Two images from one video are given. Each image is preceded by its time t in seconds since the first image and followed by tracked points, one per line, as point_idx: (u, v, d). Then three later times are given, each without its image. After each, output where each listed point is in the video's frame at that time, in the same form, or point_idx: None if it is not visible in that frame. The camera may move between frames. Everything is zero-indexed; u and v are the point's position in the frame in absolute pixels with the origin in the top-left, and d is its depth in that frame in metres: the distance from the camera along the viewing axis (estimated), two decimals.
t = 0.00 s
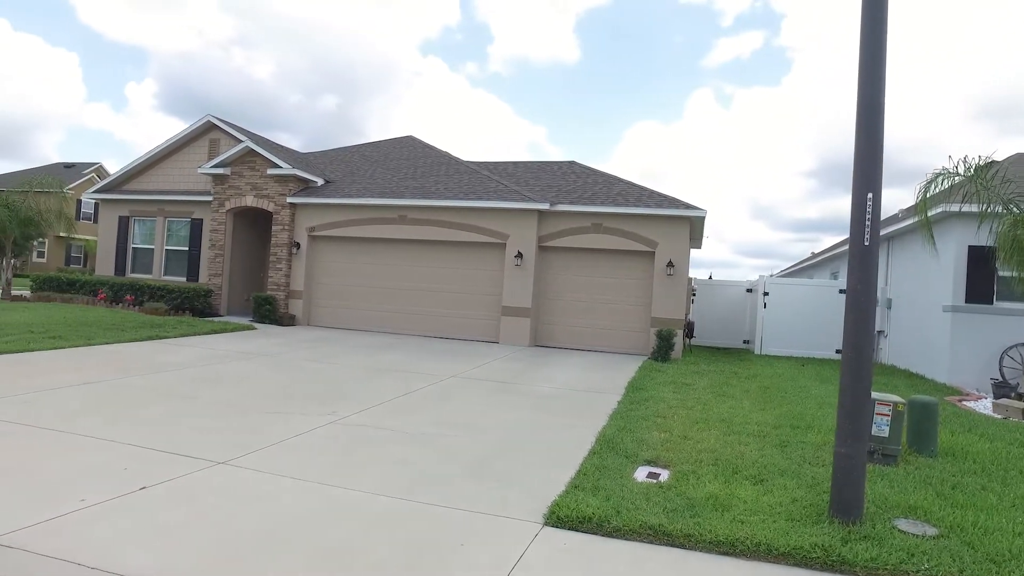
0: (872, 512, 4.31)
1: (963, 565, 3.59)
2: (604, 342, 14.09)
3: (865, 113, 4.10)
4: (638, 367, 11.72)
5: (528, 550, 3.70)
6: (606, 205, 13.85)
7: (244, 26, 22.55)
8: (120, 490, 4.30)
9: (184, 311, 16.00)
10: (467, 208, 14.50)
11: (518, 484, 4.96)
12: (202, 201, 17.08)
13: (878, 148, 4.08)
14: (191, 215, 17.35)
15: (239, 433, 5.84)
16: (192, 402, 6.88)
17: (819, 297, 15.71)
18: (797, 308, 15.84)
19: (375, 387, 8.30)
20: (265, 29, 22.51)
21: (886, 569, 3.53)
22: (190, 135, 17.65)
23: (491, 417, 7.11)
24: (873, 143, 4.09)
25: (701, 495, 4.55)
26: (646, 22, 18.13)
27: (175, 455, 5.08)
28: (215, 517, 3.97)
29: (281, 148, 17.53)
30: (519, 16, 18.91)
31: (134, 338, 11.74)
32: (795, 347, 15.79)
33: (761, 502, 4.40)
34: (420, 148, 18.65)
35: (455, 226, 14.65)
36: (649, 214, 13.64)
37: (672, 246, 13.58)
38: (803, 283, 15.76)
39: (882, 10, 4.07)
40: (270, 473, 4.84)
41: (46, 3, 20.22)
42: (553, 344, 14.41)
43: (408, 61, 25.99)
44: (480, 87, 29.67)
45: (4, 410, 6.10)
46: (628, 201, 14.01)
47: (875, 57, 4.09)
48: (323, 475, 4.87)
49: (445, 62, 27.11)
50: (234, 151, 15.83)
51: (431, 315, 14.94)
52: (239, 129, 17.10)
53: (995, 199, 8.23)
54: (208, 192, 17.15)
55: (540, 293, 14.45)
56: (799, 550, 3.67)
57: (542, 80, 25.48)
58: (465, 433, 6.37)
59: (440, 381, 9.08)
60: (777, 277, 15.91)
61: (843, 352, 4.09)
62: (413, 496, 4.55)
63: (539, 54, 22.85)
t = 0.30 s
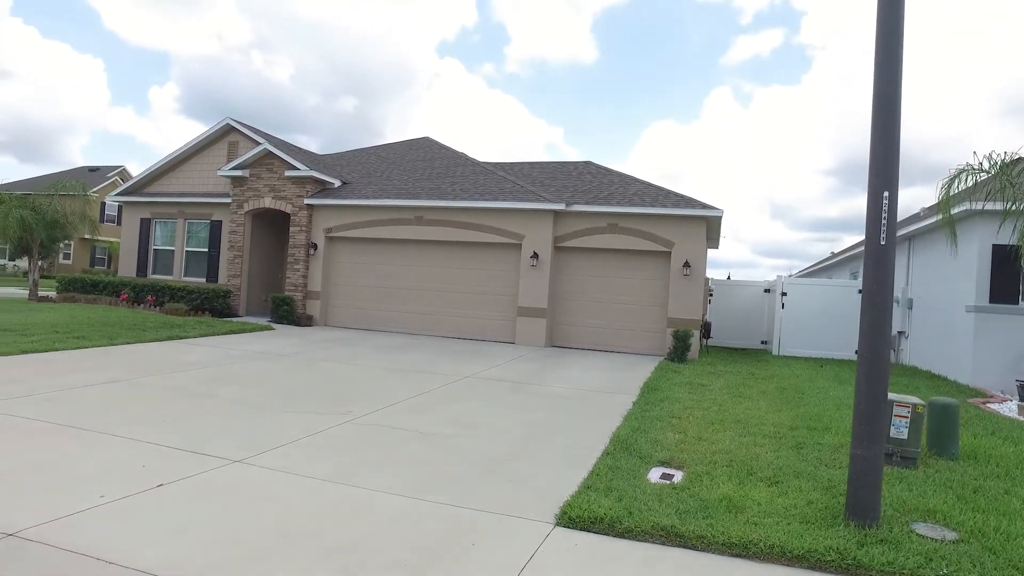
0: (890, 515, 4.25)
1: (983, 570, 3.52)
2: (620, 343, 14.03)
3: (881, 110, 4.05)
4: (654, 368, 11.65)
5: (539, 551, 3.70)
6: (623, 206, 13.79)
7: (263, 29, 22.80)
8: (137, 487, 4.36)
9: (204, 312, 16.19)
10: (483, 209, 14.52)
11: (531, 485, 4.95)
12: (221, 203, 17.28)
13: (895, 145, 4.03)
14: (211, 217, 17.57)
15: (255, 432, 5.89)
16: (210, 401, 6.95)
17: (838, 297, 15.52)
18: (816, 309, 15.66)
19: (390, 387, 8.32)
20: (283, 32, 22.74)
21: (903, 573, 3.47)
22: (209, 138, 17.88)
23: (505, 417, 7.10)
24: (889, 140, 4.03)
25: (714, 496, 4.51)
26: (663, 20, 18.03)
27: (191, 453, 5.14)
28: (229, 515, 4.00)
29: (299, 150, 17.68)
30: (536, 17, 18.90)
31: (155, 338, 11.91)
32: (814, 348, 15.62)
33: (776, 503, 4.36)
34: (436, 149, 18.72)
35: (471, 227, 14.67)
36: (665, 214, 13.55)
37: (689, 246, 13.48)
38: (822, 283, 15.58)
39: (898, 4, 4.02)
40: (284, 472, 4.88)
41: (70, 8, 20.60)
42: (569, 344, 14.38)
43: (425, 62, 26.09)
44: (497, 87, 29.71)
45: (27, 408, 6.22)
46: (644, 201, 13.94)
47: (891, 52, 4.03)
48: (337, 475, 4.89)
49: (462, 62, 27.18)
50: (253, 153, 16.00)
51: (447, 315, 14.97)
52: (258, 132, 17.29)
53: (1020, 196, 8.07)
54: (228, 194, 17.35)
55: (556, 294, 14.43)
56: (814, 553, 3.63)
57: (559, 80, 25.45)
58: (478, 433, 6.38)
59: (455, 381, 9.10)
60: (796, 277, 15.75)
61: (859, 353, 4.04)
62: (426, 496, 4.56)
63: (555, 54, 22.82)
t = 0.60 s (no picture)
0: (917, 521, 4.17)
1: None
2: (639, 344, 13.95)
3: (905, 108, 3.98)
4: (673, 370, 11.57)
5: (558, 553, 3.68)
6: (641, 206, 13.72)
7: (282, 33, 23.04)
8: (160, 487, 4.41)
9: (225, 313, 16.39)
10: (501, 210, 14.52)
11: (550, 486, 4.93)
12: (241, 205, 17.47)
13: (920, 145, 3.96)
14: (231, 219, 17.76)
15: (274, 432, 5.94)
16: (230, 402, 7.02)
17: (859, 298, 15.31)
18: (837, 310, 15.47)
19: (409, 388, 8.34)
20: (302, 35, 22.95)
21: None
22: (230, 140, 18.08)
23: (524, 419, 7.09)
24: (914, 140, 3.96)
25: (736, 500, 4.47)
26: (681, 20, 17.95)
27: (213, 453, 5.20)
28: (250, 515, 4.03)
29: (318, 152, 17.81)
30: (553, 18, 18.90)
31: (177, 339, 12.06)
32: (834, 350, 15.43)
33: (799, 508, 4.30)
34: (454, 151, 18.77)
35: (488, 228, 14.69)
36: (684, 215, 13.46)
37: (708, 246, 13.38)
38: (843, 284, 15.39)
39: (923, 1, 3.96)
40: (304, 472, 4.91)
41: (94, 14, 20.97)
42: (587, 345, 14.34)
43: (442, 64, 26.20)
44: (513, 88, 29.73)
45: (54, 408, 6.33)
46: (663, 201, 13.86)
47: (916, 51, 3.97)
48: (356, 475, 4.92)
49: (478, 64, 27.24)
50: (272, 156, 16.15)
51: (465, 316, 15.00)
52: (277, 134, 17.45)
53: None
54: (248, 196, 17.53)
55: (574, 296, 14.39)
56: (839, 559, 3.57)
57: (575, 80, 25.41)
58: (496, 434, 6.38)
59: (473, 382, 9.10)
60: (816, 278, 15.57)
61: (884, 355, 3.98)
62: (445, 497, 4.56)
63: (572, 55, 22.81)
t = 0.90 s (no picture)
0: (965, 531, 4.04)
1: None
2: (664, 346, 13.83)
3: (953, 106, 3.86)
4: (701, 372, 11.45)
5: (597, 558, 3.64)
6: (666, 207, 13.60)
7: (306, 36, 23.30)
8: (196, 488, 4.44)
9: (251, 314, 16.56)
10: (524, 211, 14.48)
11: (583, 490, 4.89)
12: (267, 207, 17.64)
13: (970, 142, 3.83)
14: (257, 220, 17.93)
15: (305, 433, 5.96)
16: (261, 403, 7.07)
17: (889, 299, 15.03)
18: (866, 311, 15.20)
19: (436, 389, 8.34)
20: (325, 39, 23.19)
21: None
22: (256, 142, 18.28)
23: (552, 421, 7.05)
24: (963, 138, 3.84)
25: (775, 506, 4.38)
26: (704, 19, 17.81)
27: (246, 454, 5.23)
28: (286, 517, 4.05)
29: (342, 153, 17.92)
30: (573, 19, 18.89)
31: (206, 339, 12.21)
32: (863, 352, 15.16)
33: (841, 515, 4.20)
34: (477, 152, 18.77)
35: (512, 229, 14.66)
36: (710, 214, 13.32)
37: (735, 246, 13.23)
38: (873, 285, 15.11)
39: None
40: (337, 474, 4.92)
41: (123, 20, 21.38)
42: (612, 347, 14.24)
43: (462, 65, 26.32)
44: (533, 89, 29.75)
45: (90, 408, 6.43)
46: (689, 201, 13.72)
47: (965, 47, 3.85)
48: (389, 478, 4.92)
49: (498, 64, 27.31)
50: (298, 158, 16.29)
51: (489, 317, 14.99)
52: (302, 136, 17.59)
53: None
54: (273, 198, 17.69)
55: (599, 297, 14.31)
56: (886, 570, 3.47)
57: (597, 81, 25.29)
58: (526, 437, 6.34)
59: (500, 384, 9.07)
60: (844, 279, 15.30)
61: (931, 359, 3.86)
62: (479, 500, 4.53)
63: (592, 56, 22.75)
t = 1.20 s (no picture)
0: (1013, 543, 3.89)
1: None
2: (684, 348, 13.67)
3: (1003, 103, 3.72)
4: (721, 374, 11.30)
5: (632, 569, 3.54)
6: (685, 207, 13.45)
7: (321, 38, 23.45)
8: (221, 493, 4.38)
9: (267, 314, 16.59)
10: (542, 211, 14.38)
11: (612, 497, 4.78)
12: (283, 207, 17.66)
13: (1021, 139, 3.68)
14: (273, 221, 17.96)
15: (327, 437, 5.90)
16: (282, 405, 7.02)
17: (912, 301, 14.78)
18: (888, 313, 14.95)
19: (456, 391, 8.26)
20: (340, 41, 23.35)
21: None
22: (272, 143, 18.32)
23: (575, 425, 6.95)
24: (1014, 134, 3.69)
25: (812, 515, 4.25)
26: (722, 18, 17.62)
27: (270, 458, 5.17)
28: (313, 524, 3.98)
29: (358, 154, 17.91)
30: (589, 20, 18.91)
31: (224, 340, 12.23)
32: (885, 354, 14.91)
33: (882, 525, 4.07)
34: (493, 152, 18.70)
35: (529, 230, 14.57)
36: (731, 215, 13.15)
37: (756, 247, 13.06)
38: (895, 286, 14.87)
39: None
40: (362, 480, 4.85)
41: (141, 24, 21.58)
42: (629, 348, 14.10)
43: (476, 66, 26.38)
44: (546, 90, 29.77)
45: (111, 410, 6.40)
46: (709, 201, 13.57)
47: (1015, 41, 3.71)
48: (415, 483, 4.84)
49: (512, 65, 27.30)
50: (314, 158, 16.29)
51: (505, 318, 14.90)
52: (319, 137, 17.60)
53: None
54: (289, 199, 17.70)
55: (616, 298, 14.19)
56: None
57: (611, 81, 25.14)
58: (549, 441, 6.24)
59: (520, 386, 8.98)
60: (866, 280, 15.07)
61: (980, 365, 3.72)
62: (507, 508, 4.44)
63: (605, 57, 22.75)
